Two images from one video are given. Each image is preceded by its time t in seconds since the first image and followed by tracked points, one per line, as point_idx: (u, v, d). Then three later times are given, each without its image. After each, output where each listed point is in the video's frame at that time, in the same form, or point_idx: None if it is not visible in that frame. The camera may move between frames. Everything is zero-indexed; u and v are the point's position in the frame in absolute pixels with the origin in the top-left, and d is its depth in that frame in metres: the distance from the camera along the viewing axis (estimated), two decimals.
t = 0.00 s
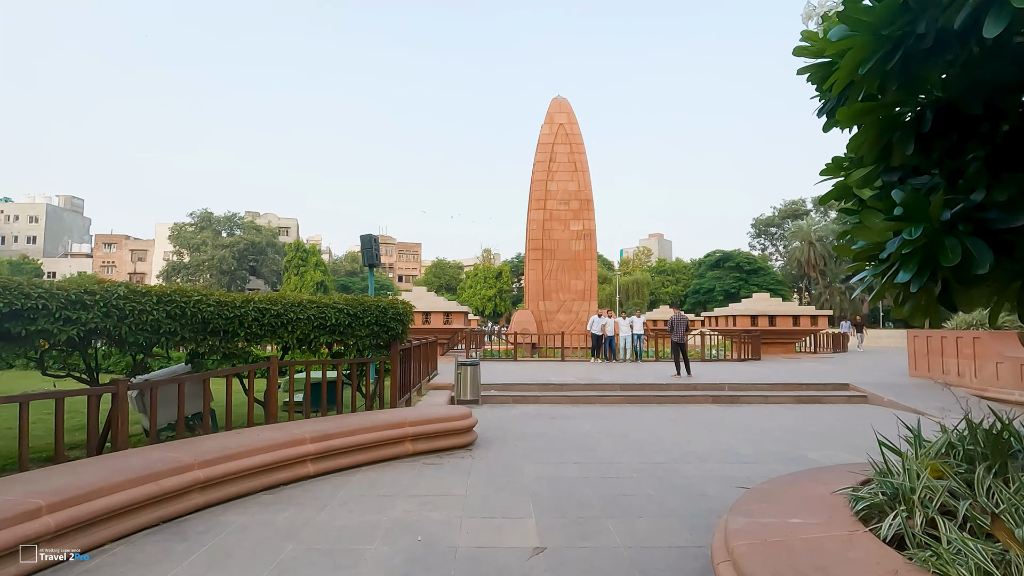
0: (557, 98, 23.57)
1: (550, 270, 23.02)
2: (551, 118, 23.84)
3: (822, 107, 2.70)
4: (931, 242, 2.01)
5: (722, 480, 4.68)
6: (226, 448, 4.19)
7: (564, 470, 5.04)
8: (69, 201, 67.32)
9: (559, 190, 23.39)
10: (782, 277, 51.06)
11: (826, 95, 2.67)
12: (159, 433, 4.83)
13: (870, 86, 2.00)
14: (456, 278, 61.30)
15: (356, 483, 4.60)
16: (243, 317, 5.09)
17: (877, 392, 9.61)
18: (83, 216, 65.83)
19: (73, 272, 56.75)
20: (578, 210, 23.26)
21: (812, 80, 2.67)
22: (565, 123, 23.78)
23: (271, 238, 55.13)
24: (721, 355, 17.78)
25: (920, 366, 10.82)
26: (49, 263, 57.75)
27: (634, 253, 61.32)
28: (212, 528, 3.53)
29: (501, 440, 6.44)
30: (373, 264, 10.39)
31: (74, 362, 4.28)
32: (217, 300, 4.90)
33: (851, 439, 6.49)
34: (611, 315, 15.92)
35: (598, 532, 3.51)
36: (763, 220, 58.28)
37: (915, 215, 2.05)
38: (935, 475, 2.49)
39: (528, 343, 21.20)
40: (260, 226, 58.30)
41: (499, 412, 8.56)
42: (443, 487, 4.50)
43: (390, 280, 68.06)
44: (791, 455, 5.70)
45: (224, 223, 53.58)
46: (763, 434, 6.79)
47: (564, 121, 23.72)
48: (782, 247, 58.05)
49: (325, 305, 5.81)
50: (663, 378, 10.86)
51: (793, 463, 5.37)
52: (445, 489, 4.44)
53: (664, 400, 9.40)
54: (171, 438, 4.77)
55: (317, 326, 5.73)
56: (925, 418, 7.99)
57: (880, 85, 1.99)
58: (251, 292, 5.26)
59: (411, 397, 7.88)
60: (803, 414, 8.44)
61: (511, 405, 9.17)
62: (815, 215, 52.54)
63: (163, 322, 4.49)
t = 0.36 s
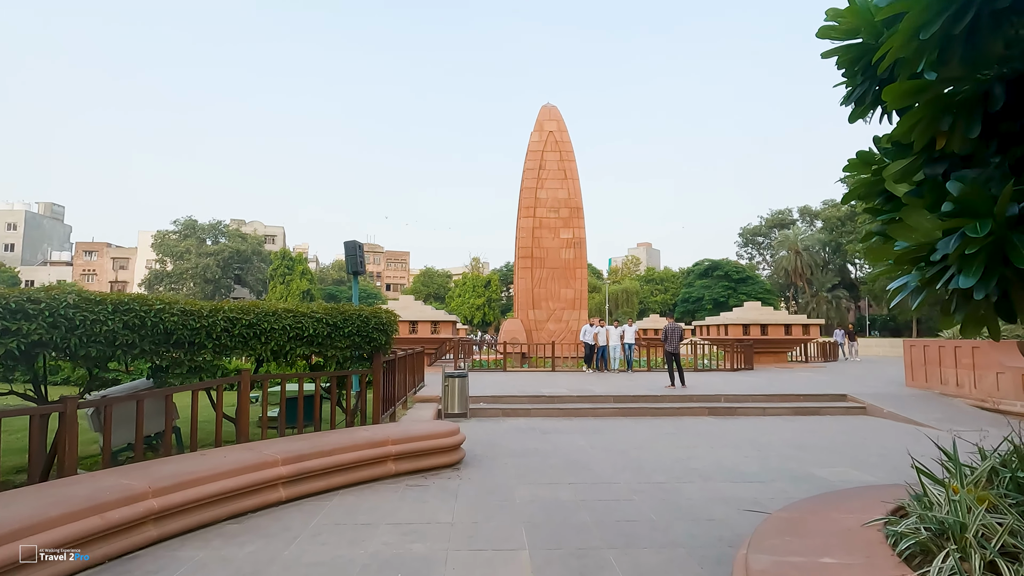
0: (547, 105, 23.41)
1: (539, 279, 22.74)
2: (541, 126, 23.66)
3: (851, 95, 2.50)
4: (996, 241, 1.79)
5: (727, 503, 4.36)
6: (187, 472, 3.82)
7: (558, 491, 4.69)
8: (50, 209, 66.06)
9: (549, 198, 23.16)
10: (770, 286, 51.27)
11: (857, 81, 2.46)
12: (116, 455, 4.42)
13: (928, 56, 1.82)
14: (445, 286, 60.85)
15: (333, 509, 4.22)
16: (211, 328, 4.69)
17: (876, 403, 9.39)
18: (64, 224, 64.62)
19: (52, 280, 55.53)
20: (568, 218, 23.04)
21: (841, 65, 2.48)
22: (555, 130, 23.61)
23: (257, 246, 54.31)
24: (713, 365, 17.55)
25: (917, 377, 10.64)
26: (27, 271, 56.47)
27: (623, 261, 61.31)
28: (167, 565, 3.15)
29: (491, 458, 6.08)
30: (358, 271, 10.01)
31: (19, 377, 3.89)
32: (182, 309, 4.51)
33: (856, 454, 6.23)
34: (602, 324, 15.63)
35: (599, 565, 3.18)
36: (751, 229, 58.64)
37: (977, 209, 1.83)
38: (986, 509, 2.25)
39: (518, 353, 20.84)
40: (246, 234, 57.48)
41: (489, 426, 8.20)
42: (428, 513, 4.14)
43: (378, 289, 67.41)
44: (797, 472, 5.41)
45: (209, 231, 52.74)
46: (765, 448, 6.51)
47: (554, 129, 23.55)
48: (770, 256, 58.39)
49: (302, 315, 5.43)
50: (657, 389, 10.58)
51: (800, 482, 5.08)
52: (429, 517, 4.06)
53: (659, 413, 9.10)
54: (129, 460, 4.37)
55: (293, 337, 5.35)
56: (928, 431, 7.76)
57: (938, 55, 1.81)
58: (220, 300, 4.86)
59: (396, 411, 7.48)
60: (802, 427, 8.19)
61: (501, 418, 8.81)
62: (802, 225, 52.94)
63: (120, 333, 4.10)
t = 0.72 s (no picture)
0: (537, 109, 23.18)
1: (529, 284, 22.44)
2: (531, 129, 23.41)
3: (875, 73, 2.30)
4: None
5: (728, 524, 4.04)
6: (133, 497, 3.44)
7: (546, 513, 4.34)
8: (32, 212, 64.85)
9: (539, 202, 22.88)
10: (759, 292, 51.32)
11: (884, 56, 2.26)
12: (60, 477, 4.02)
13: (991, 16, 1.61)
14: (435, 292, 60.39)
15: (299, 536, 3.84)
16: (168, 336, 4.31)
17: (874, 411, 9.14)
18: (46, 228, 63.39)
19: (33, 285, 54.38)
20: (558, 222, 22.77)
21: (865, 38, 2.28)
22: (545, 134, 23.36)
23: (244, 250, 53.57)
24: (705, 371, 17.29)
25: (913, 384, 10.44)
26: (7, 276, 55.26)
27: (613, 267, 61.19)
28: None
29: (475, 474, 5.72)
30: (339, 275, 9.64)
31: None
32: (134, 315, 4.13)
33: (858, 467, 5.94)
34: (593, 330, 15.31)
35: None
36: (740, 235, 58.81)
37: None
38: None
39: (507, 359, 20.48)
40: (232, 239, 56.66)
41: (474, 438, 7.83)
42: (402, 540, 3.77)
43: (367, 295, 66.75)
44: (799, 488, 5.09)
45: (194, 236, 51.91)
46: (763, 461, 6.20)
47: (544, 133, 23.32)
48: (759, 262, 58.55)
49: (271, 321, 5.05)
50: (649, 397, 10.27)
51: (803, 499, 4.76)
52: (404, 544, 3.70)
53: (651, 422, 8.78)
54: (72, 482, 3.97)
55: (261, 346, 4.97)
56: (929, 440, 7.52)
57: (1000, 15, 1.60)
58: (180, 306, 4.48)
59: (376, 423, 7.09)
60: (799, 437, 7.91)
61: (487, 429, 8.45)
62: (790, 231, 53.15)
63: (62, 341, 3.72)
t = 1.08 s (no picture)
0: (532, 114, 22.99)
1: (525, 290, 22.15)
2: (527, 135, 23.20)
3: (918, 42, 2.15)
4: None
5: (739, 548, 3.72)
6: (83, 524, 3.12)
7: (541, 535, 4.01)
8: (25, 219, 64.37)
9: (534, 207, 22.63)
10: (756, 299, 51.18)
11: (930, 22, 2.10)
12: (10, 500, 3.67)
13: None
14: (430, 299, 60.00)
15: (270, 563, 3.50)
16: (132, 344, 4.00)
17: (880, 421, 8.86)
18: (39, 235, 62.84)
19: (24, 292, 53.79)
20: (554, 228, 22.52)
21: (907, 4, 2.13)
22: (541, 139, 23.17)
23: (238, 257, 53.14)
24: (704, 379, 16.98)
25: (918, 393, 10.17)
26: None
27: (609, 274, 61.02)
28: None
29: (466, 490, 5.39)
30: (327, 281, 9.33)
31: None
32: (94, 321, 3.82)
33: (870, 482, 5.64)
34: (589, 337, 15.00)
35: None
36: (736, 242, 58.78)
37: None
38: None
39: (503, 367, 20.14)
40: (226, 245, 56.25)
41: (467, 450, 7.49)
42: (384, 567, 3.43)
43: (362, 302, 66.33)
44: (810, 505, 4.79)
45: (188, 242, 51.49)
46: (770, 476, 5.89)
47: (540, 138, 23.12)
48: (755, 269, 58.49)
49: (247, 328, 4.73)
50: (648, 406, 9.96)
51: (817, 518, 4.45)
52: (386, 572, 3.36)
53: (651, 433, 8.47)
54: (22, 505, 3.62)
55: (236, 354, 4.65)
56: (941, 452, 7.22)
57: None
58: (147, 312, 4.17)
59: (362, 436, 6.74)
60: (805, 448, 7.62)
61: (481, 440, 8.11)
62: (786, 237, 53.13)
63: (10, 350, 3.40)
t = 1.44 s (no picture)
0: (531, 117, 22.72)
1: (523, 295, 21.82)
2: (524, 138, 22.92)
3: None
4: None
5: None
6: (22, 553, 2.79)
7: (537, 559, 3.67)
8: (19, 224, 64.03)
9: (533, 212, 22.32)
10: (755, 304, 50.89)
11: None
12: None
13: None
14: (428, 304, 59.58)
15: None
16: (89, 349, 3.67)
17: (891, 430, 8.52)
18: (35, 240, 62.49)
19: (18, 298, 53.31)
20: (553, 232, 22.21)
21: None
22: (539, 143, 22.88)
23: (234, 263, 52.73)
24: (705, 386, 16.62)
25: (929, 401, 9.82)
26: None
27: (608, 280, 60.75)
28: None
29: (458, 508, 5.03)
30: (316, 284, 8.98)
31: None
32: (44, 324, 3.49)
33: (888, 498, 5.30)
34: (588, 343, 14.64)
35: None
36: (735, 248, 58.59)
37: None
38: None
39: (500, 374, 19.78)
40: (223, 251, 55.84)
41: (460, 462, 7.14)
42: None
43: (359, 308, 65.97)
44: (828, 525, 4.45)
45: (184, 247, 51.11)
46: (780, 491, 5.55)
47: (538, 141, 22.83)
48: (753, 275, 58.25)
49: (221, 333, 4.39)
50: (649, 415, 9.60)
51: (836, 540, 4.11)
52: None
53: (653, 444, 8.11)
54: None
55: (208, 361, 4.30)
56: (958, 464, 6.88)
57: None
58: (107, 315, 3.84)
59: (348, 448, 6.37)
60: (814, 459, 7.28)
61: (475, 451, 7.75)
62: (784, 243, 52.94)
63: None
